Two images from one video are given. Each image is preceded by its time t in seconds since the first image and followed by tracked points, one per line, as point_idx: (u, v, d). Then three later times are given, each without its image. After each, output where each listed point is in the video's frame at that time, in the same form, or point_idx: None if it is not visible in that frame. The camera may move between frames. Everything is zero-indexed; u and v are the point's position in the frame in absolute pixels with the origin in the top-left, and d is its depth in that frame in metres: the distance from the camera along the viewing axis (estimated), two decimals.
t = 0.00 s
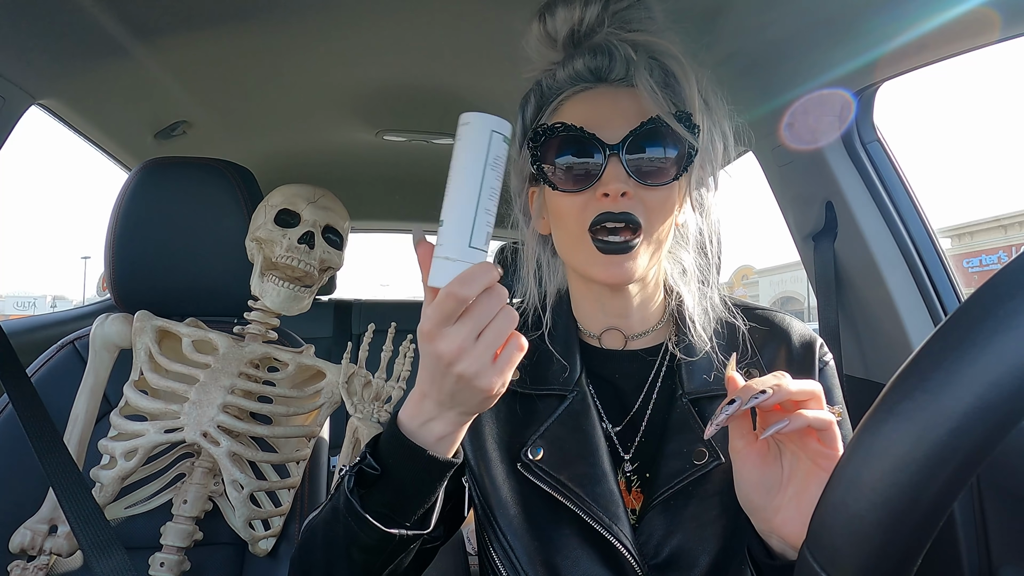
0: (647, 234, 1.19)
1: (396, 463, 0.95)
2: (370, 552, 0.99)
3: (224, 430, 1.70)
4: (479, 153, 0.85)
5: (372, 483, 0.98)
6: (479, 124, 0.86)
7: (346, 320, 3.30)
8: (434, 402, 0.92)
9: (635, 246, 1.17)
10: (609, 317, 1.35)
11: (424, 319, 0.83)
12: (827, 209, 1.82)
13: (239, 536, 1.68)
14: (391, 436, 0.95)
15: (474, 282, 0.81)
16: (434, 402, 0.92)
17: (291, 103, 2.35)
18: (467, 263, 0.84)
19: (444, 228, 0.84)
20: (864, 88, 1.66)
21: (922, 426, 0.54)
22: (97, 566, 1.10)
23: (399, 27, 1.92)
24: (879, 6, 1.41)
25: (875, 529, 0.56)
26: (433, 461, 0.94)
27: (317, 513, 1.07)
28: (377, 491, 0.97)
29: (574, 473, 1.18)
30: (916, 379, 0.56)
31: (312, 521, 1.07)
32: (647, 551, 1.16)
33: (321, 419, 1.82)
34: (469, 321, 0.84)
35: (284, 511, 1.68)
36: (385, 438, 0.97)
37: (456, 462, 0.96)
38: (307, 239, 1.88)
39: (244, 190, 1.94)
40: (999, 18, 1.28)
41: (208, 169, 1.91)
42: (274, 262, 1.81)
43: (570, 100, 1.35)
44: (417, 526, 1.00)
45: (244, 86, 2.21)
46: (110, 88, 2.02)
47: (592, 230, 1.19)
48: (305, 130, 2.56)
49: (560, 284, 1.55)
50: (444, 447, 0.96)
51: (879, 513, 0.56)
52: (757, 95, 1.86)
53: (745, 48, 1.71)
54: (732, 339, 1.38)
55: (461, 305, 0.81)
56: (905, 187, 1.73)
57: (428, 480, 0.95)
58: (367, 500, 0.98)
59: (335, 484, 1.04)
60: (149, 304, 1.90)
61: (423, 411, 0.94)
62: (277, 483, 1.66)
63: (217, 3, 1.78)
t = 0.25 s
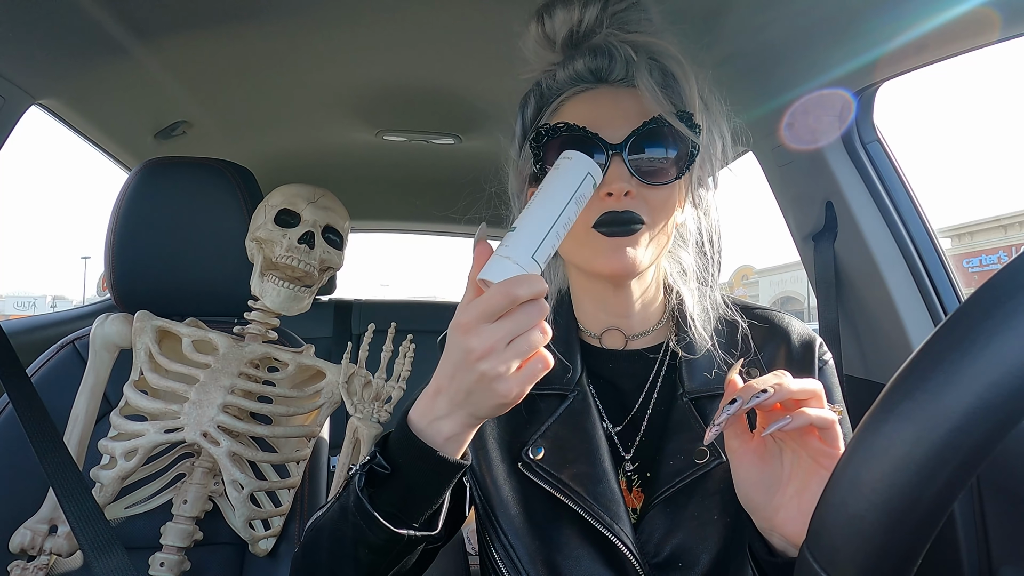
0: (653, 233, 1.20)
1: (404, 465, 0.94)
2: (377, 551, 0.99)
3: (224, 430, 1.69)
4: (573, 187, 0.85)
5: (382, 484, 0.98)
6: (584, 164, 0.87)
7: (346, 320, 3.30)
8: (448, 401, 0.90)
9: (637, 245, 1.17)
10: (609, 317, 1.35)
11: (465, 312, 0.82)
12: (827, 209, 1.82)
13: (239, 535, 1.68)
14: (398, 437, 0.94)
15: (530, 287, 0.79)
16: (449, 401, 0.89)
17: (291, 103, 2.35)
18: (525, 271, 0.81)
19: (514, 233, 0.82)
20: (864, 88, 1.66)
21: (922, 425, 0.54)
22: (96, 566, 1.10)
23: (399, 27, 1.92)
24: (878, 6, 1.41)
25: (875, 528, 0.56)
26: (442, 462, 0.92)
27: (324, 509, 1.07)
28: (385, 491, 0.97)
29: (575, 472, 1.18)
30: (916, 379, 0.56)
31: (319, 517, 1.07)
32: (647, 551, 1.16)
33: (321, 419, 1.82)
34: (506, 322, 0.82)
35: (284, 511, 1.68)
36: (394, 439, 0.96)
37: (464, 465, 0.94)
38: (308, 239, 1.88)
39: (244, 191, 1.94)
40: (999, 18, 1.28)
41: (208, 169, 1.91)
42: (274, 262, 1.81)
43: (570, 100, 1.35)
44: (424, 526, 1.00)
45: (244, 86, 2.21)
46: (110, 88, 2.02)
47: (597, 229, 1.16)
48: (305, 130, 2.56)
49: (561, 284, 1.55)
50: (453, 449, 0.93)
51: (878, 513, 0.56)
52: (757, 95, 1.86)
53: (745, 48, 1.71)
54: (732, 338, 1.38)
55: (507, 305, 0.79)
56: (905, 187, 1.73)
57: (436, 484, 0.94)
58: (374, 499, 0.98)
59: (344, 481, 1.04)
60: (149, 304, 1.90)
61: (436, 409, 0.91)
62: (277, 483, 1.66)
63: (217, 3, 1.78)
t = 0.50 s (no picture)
0: (649, 234, 1.19)
1: (404, 465, 0.94)
2: (379, 552, 0.99)
3: (224, 430, 1.69)
4: (571, 197, 0.88)
5: (380, 482, 0.97)
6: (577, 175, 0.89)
7: (346, 320, 3.30)
8: (451, 396, 0.89)
9: (634, 245, 1.17)
10: (609, 316, 1.35)
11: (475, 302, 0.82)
12: (827, 210, 1.82)
13: (239, 535, 1.68)
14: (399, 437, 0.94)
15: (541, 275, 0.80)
16: (452, 396, 0.89)
17: (291, 103, 2.35)
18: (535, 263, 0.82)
19: (522, 229, 0.83)
20: (864, 88, 1.66)
21: (922, 424, 0.54)
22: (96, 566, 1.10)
23: (399, 27, 1.92)
24: (877, 7, 1.41)
25: (875, 528, 0.56)
26: (442, 460, 0.92)
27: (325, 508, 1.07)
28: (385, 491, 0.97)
29: (575, 472, 1.18)
30: (916, 379, 0.56)
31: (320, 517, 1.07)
32: (648, 551, 1.16)
33: (322, 419, 1.82)
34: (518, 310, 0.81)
35: (284, 510, 1.68)
36: (394, 439, 0.96)
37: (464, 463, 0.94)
38: (307, 239, 1.87)
39: (244, 191, 1.94)
40: (999, 18, 1.28)
41: (206, 170, 1.91)
42: (275, 262, 1.81)
43: (567, 101, 1.35)
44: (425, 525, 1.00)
45: (245, 86, 2.21)
46: (110, 88, 2.02)
47: (593, 230, 1.17)
48: (305, 130, 2.56)
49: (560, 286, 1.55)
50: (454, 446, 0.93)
51: (878, 513, 0.56)
52: (757, 95, 1.86)
53: (745, 48, 1.71)
54: (730, 337, 1.38)
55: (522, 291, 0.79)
56: (905, 188, 1.73)
57: (437, 483, 0.94)
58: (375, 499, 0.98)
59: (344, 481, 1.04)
60: (149, 304, 1.90)
61: (439, 406, 0.91)
62: (277, 483, 1.66)
63: (217, 3, 1.78)
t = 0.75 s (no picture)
0: (654, 242, 1.20)
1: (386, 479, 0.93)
2: (369, 572, 0.95)
3: (224, 430, 1.70)
4: (553, 199, 0.82)
5: (353, 500, 0.94)
6: (563, 175, 0.82)
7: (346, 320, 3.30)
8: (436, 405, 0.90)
9: (637, 254, 1.18)
10: (604, 321, 1.36)
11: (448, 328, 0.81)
12: (827, 209, 1.82)
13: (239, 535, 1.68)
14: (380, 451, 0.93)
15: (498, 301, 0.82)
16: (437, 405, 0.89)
17: (291, 103, 2.35)
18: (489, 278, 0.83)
19: (486, 244, 0.82)
20: (864, 88, 1.66)
21: (921, 424, 0.54)
22: (97, 566, 1.10)
23: (399, 27, 1.92)
24: (878, 6, 1.42)
25: (875, 528, 0.55)
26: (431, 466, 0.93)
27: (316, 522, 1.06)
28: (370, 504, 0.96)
29: (575, 481, 1.18)
30: (916, 378, 0.56)
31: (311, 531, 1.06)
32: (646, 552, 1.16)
33: (322, 419, 1.82)
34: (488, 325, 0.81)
35: (284, 510, 1.68)
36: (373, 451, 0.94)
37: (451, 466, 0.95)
38: (308, 239, 1.87)
39: (244, 191, 1.94)
40: (999, 18, 1.28)
41: (207, 169, 1.91)
42: (275, 262, 1.81)
43: (573, 99, 1.35)
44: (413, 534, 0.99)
45: (244, 86, 2.21)
46: (110, 88, 2.02)
47: (592, 237, 1.18)
48: (305, 130, 2.56)
49: (555, 284, 1.56)
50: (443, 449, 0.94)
51: (879, 512, 0.55)
52: (758, 95, 1.86)
53: (746, 47, 1.71)
54: (725, 342, 1.37)
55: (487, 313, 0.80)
56: (905, 187, 1.73)
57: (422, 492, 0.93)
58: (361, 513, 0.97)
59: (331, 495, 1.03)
60: (149, 304, 1.90)
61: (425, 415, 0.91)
62: (277, 483, 1.66)
63: (216, 3, 1.79)
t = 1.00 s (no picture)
0: (655, 244, 1.20)
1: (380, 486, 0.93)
2: None
3: (224, 429, 1.70)
4: (539, 185, 0.81)
5: (348, 506, 0.94)
6: (544, 158, 0.80)
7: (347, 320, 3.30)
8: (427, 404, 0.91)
9: (638, 257, 1.18)
10: (605, 322, 1.36)
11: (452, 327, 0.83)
12: (827, 209, 1.82)
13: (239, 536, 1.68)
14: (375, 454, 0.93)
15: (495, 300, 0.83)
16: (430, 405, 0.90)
17: (292, 103, 2.35)
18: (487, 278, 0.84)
19: (481, 246, 0.81)
20: (864, 88, 1.66)
21: (921, 424, 0.54)
22: (96, 566, 1.10)
23: (399, 27, 1.92)
24: (879, 6, 1.42)
25: (875, 529, 0.55)
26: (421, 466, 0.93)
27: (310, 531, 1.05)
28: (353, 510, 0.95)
29: (574, 485, 1.18)
30: (916, 379, 0.56)
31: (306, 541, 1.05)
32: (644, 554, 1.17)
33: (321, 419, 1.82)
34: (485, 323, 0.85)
35: (284, 511, 1.68)
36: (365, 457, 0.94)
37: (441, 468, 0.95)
38: (308, 239, 1.87)
39: (244, 190, 1.94)
40: (999, 18, 1.28)
41: (208, 169, 1.91)
42: (275, 262, 1.81)
43: (574, 99, 1.35)
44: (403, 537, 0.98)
45: (244, 86, 2.21)
46: (110, 88, 2.02)
47: (597, 241, 1.18)
48: (305, 130, 2.56)
49: (555, 284, 1.55)
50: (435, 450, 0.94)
51: (878, 513, 0.55)
52: (758, 95, 1.86)
53: (746, 47, 1.71)
54: (725, 344, 1.36)
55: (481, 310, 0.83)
56: (905, 188, 1.73)
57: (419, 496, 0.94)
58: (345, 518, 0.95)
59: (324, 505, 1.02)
60: (149, 304, 1.90)
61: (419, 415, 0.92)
62: (277, 483, 1.66)
63: (216, 3, 1.79)
